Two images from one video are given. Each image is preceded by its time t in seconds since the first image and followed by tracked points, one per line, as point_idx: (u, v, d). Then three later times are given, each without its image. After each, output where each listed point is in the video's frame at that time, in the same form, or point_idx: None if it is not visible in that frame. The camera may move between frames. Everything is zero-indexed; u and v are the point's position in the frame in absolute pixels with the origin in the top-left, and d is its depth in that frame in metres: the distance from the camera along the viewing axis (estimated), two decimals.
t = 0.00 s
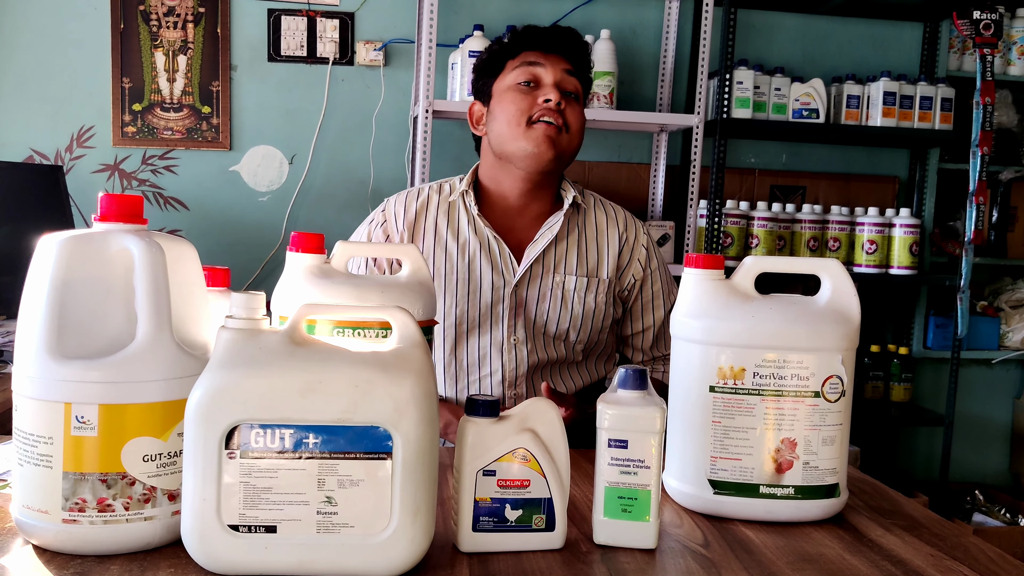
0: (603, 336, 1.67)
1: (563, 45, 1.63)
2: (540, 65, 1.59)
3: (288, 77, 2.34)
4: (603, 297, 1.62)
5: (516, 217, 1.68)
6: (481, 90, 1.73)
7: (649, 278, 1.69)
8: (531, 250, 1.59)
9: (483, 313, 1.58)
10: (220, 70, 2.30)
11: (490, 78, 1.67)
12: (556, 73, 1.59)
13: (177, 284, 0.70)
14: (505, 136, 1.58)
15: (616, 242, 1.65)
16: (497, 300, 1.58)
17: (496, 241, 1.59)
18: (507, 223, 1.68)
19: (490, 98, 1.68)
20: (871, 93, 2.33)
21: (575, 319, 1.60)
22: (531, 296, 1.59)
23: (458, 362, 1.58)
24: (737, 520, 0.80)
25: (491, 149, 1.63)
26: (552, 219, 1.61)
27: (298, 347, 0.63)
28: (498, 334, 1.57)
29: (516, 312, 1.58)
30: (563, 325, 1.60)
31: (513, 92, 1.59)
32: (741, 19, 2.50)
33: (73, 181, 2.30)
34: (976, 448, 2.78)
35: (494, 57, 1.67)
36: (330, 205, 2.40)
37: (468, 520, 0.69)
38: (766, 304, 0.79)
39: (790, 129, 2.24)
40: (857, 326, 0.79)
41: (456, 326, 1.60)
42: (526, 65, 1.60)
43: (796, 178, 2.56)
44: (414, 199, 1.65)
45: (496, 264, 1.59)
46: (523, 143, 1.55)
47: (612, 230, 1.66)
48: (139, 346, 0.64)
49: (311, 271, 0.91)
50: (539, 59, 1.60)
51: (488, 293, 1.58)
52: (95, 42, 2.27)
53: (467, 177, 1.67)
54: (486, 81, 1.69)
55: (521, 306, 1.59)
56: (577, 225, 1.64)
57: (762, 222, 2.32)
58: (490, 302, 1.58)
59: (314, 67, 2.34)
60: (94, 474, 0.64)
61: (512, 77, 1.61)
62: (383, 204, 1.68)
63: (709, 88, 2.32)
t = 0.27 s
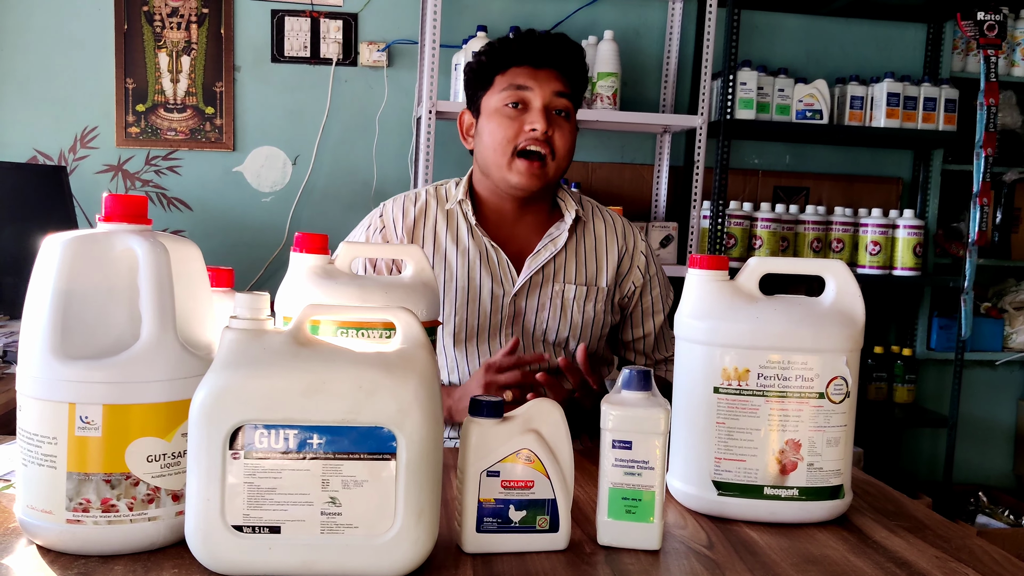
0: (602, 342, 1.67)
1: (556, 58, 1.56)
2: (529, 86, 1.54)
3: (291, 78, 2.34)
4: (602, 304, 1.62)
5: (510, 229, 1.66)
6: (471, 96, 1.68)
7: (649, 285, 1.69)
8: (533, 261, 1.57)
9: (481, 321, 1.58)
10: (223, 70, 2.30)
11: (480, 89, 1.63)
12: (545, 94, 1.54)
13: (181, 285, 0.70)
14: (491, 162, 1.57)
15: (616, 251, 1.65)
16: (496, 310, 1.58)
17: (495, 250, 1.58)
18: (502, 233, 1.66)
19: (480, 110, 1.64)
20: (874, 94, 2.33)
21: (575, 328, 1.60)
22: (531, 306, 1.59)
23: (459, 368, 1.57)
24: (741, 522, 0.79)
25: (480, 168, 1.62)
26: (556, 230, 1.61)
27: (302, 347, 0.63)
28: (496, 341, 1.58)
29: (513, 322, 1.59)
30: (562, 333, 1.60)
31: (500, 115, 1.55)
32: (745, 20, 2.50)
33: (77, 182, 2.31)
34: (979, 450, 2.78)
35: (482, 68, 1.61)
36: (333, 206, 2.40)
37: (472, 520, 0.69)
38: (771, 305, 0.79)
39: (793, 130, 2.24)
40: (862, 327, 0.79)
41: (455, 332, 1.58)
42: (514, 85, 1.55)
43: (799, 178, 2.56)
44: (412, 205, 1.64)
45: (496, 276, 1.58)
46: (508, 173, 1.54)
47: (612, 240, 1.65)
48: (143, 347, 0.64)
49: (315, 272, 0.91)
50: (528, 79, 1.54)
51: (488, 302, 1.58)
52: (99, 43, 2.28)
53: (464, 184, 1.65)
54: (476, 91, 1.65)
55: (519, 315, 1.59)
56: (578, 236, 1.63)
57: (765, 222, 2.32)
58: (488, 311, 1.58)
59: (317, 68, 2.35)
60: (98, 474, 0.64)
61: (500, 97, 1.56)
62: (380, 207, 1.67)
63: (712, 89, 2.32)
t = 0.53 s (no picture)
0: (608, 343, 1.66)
1: (565, 71, 1.56)
2: (537, 98, 1.55)
3: (295, 80, 2.35)
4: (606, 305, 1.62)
5: (517, 235, 1.66)
6: (482, 105, 1.69)
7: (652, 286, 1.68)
8: (535, 267, 1.58)
9: (484, 325, 1.59)
10: (228, 72, 2.31)
11: (490, 100, 1.64)
12: (553, 106, 1.55)
13: (189, 287, 0.70)
14: (498, 171, 1.58)
15: (619, 253, 1.65)
16: (501, 313, 1.58)
17: (501, 255, 1.58)
18: (509, 239, 1.66)
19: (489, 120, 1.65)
20: (878, 97, 2.33)
21: (579, 331, 1.59)
22: (535, 310, 1.59)
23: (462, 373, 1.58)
24: (747, 525, 0.80)
25: (488, 175, 1.63)
26: (557, 235, 1.61)
27: (309, 350, 0.63)
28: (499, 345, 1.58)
29: (517, 325, 1.59)
30: (567, 336, 1.59)
31: (508, 126, 1.57)
32: (749, 23, 2.50)
33: (81, 183, 2.31)
34: (983, 452, 2.77)
35: (493, 79, 1.62)
36: (338, 207, 2.41)
37: (479, 523, 0.69)
38: (776, 309, 0.79)
39: (798, 133, 2.24)
40: (867, 330, 0.79)
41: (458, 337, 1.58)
42: (523, 96, 1.56)
43: (803, 181, 2.56)
44: (426, 209, 1.65)
45: (500, 281, 1.58)
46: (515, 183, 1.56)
47: (615, 242, 1.65)
48: (150, 349, 0.64)
49: (321, 275, 0.92)
50: (537, 91, 1.55)
51: (492, 307, 1.58)
52: (104, 44, 2.28)
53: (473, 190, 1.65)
54: (486, 101, 1.66)
55: (523, 319, 1.59)
56: (582, 239, 1.64)
57: (769, 225, 2.32)
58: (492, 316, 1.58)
59: (321, 70, 2.35)
60: (106, 476, 0.64)
61: (509, 107, 1.57)
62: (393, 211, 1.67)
63: (716, 91, 2.32)
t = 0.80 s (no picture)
0: (612, 337, 1.66)
1: (580, 73, 1.59)
2: (553, 96, 1.57)
3: (296, 81, 2.35)
4: (610, 296, 1.62)
5: (521, 232, 1.66)
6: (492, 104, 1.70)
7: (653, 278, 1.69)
8: (541, 261, 1.58)
9: (493, 321, 1.57)
10: (229, 73, 2.31)
11: (502, 96, 1.65)
12: (567, 105, 1.57)
13: (190, 289, 0.70)
14: (509, 166, 1.58)
15: (620, 247, 1.65)
16: (508, 307, 1.57)
17: (507, 250, 1.58)
18: (513, 236, 1.66)
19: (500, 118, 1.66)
20: (879, 99, 2.33)
21: (586, 323, 1.59)
22: (542, 304, 1.58)
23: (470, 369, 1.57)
24: (749, 527, 0.80)
25: (497, 171, 1.63)
26: (562, 230, 1.62)
27: (311, 352, 0.63)
28: (509, 340, 1.56)
29: (525, 320, 1.58)
30: (574, 329, 1.59)
31: (522, 122, 1.58)
32: (749, 24, 2.50)
33: (82, 184, 2.31)
34: (984, 454, 2.77)
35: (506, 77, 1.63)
36: (338, 209, 2.41)
37: (480, 525, 0.69)
38: (778, 311, 0.79)
39: (798, 134, 2.24)
40: (869, 333, 0.79)
41: (467, 333, 1.57)
42: (538, 94, 1.57)
43: (804, 182, 2.56)
44: (428, 208, 1.63)
45: (507, 275, 1.58)
46: (525, 178, 1.56)
47: (616, 236, 1.66)
48: (152, 351, 0.64)
49: (322, 276, 0.92)
50: (552, 89, 1.57)
51: (499, 302, 1.57)
52: (105, 45, 2.28)
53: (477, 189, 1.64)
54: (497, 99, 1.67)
55: (531, 314, 1.58)
56: (585, 235, 1.64)
57: (770, 226, 2.32)
58: (500, 311, 1.57)
59: (322, 71, 2.35)
60: (107, 478, 0.64)
61: (523, 104, 1.58)
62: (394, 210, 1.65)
63: (717, 93, 2.32)
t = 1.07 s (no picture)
0: (608, 336, 1.67)
1: (572, 73, 1.59)
2: (545, 98, 1.57)
3: (295, 82, 2.35)
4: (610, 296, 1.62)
5: (521, 231, 1.66)
6: (487, 107, 1.70)
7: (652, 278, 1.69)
8: (542, 259, 1.58)
9: (493, 318, 1.57)
10: (228, 74, 2.31)
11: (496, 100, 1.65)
12: (560, 107, 1.57)
13: (189, 289, 0.70)
14: (505, 170, 1.59)
15: (620, 247, 1.66)
16: (509, 305, 1.57)
17: (507, 249, 1.58)
18: (513, 236, 1.66)
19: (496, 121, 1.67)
20: (878, 100, 2.33)
21: (586, 321, 1.59)
22: (543, 301, 1.59)
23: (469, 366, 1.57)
24: (747, 527, 0.80)
25: (493, 174, 1.63)
26: (563, 229, 1.62)
27: (310, 353, 0.63)
28: (510, 338, 1.56)
29: (527, 318, 1.58)
30: (574, 327, 1.59)
31: (516, 126, 1.58)
32: (748, 25, 2.50)
33: (81, 185, 2.31)
34: (983, 455, 2.77)
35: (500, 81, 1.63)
36: (337, 210, 2.41)
37: (478, 525, 0.69)
38: (776, 311, 0.79)
39: (797, 135, 2.24)
40: (867, 333, 0.79)
41: (467, 331, 1.57)
42: (531, 96, 1.58)
43: (803, 183, 2.56)
44: (426, 207, 1.63)
45: (508, 273, 1.58)
46: (522, 181, 1.56)
47: (616, 236, 1.67)
48: (150, 351, 0.64)
49: (321, 277, 0.92)
50: (544, 91, 1.57)
51: (500, 299, 1.57)
52: (104, 46, 2.29)
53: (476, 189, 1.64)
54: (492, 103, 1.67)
55: (532, 312, 1.58)
56: (586, 234, 1.64)
57: (769, 227, 2.32)
58: (501, 309, 1.57)
59: (321, 72, 2.35)
60: (105, 478, 0.64)
61: (517, 108, 1.59)
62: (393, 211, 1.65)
63: (716, 94, 2.32)
